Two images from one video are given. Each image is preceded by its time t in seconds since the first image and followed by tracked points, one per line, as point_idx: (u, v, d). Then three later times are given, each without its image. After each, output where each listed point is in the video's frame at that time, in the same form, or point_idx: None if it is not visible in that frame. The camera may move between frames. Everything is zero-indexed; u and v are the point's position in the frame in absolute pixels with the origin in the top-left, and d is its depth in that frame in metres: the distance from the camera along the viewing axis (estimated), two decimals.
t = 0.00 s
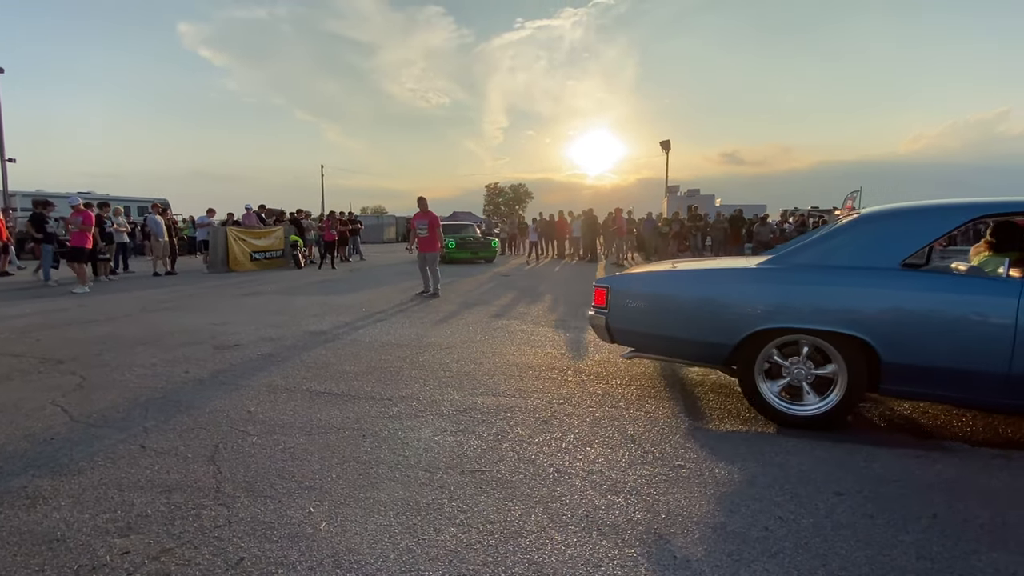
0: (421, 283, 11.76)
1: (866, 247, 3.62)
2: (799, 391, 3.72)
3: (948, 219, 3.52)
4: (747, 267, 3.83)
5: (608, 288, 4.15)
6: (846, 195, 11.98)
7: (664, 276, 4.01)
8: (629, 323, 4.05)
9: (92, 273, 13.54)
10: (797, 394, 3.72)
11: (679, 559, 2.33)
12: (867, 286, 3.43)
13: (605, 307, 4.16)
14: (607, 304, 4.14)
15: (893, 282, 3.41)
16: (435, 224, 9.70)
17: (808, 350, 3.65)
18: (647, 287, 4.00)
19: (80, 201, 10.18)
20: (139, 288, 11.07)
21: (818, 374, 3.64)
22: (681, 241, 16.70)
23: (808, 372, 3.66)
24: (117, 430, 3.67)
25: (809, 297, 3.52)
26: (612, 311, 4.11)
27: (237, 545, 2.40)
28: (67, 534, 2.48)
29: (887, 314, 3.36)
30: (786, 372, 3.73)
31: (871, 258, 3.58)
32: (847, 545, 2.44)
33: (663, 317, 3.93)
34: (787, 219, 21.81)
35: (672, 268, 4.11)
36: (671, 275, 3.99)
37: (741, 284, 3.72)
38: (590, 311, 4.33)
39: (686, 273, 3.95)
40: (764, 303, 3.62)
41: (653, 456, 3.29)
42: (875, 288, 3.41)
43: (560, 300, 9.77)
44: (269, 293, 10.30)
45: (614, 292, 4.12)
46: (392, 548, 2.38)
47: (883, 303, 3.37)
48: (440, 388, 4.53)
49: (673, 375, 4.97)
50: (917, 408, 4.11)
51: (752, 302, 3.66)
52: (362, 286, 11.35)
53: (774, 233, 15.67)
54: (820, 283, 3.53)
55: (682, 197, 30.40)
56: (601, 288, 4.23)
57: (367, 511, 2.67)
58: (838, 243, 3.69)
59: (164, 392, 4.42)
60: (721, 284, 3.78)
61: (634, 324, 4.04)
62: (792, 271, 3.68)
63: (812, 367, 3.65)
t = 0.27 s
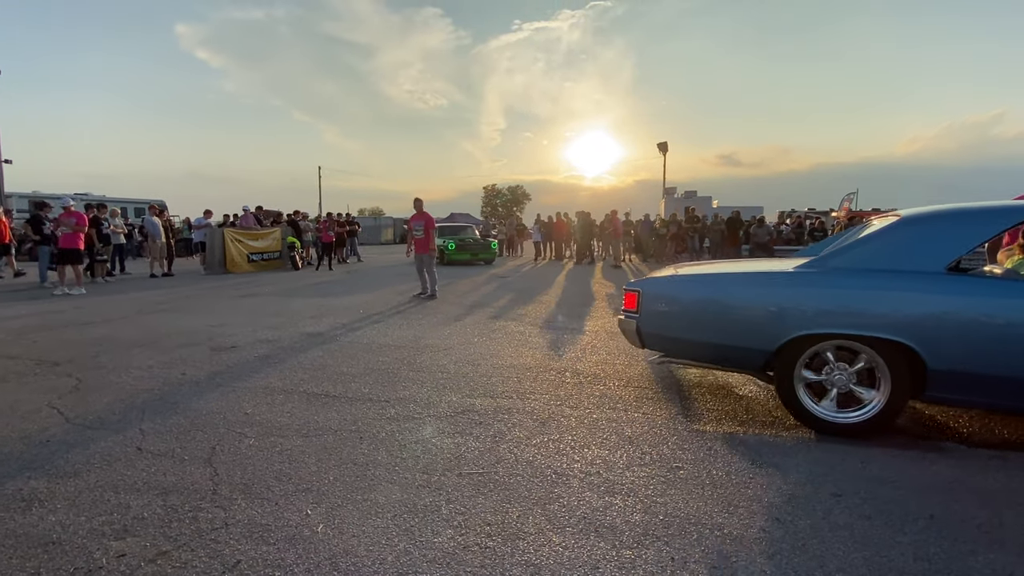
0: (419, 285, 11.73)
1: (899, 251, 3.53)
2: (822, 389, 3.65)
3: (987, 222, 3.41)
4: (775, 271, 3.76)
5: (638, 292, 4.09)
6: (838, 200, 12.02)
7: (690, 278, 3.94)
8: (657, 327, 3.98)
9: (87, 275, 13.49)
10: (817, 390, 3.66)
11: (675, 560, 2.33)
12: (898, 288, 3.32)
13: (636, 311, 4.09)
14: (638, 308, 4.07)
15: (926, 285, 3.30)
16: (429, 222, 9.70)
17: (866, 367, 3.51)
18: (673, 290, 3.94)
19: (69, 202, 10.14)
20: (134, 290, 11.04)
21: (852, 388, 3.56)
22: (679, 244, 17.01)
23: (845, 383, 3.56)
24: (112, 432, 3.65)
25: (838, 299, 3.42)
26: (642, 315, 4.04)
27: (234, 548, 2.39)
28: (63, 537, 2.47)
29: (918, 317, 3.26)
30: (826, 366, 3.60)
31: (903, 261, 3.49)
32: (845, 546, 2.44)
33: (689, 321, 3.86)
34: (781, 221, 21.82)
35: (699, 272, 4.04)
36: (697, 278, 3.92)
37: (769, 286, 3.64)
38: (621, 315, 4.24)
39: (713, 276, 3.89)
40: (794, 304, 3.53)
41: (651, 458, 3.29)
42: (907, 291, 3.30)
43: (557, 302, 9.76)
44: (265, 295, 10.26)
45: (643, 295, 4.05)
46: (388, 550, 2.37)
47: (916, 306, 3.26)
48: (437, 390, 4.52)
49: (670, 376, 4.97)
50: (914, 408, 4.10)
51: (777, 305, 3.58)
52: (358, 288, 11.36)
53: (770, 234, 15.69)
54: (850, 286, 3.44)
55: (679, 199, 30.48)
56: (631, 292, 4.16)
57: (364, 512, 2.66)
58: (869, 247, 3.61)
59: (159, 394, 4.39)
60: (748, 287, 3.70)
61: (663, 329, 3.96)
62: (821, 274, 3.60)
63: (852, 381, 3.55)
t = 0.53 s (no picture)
0: (417, 286, 11.72)
1: (919, 256, 3.52)
2: (843, 385, 3.62)
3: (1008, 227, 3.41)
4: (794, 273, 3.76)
5: (662, 294, 4.06)
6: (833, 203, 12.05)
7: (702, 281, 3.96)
8: (681, 331, 3.95)
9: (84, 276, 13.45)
10: (837, 382, 3.63)
11: (672, 562, 2.33)
12: (919, 292, 3.32)
13: (660, 314, 4.06)
14: (662, 311, 4.04)
15: (947, 288, 3.29)
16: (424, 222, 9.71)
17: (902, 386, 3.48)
18: (693, 292, 3.93)
19: (58, 202, 10.21)
20: (132, 292, 11.02)
21: (873, 397, 3.54)
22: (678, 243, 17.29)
23: (870, 389, 3.53)
24: (108, 434, 3.64)
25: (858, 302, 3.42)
26: (665, 318, 4.01)
27: (230, 550, 2.39)
28: (59, 539, 2.46)
29: (929, 321, 3.27)
30: (865, 365, 3.55)
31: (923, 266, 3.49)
32: (842, 547, 2.44)
33: (710, 324, 3.85)
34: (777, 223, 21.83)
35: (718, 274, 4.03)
36: (716, 279, 3.92)
37: (789, 289, 3.64)
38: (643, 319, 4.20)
39: (731, 278, 3.88)
40: (805, 306, 3.56)
41: (648, 459, 3.29)
42: (928, 294, 3.29)
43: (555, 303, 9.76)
44: (263, 296, 10.25)
45: (666, 298, 4.02)
46: (386, 552, 2.37)
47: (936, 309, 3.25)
48: (435, 392, 4.51)
49: (667, 378, 4.98)
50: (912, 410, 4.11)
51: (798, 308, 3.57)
52: (356, 290, 11.35)
53: (767, 236, 15.71)
54: (870, 289, 3.44)
55: (677, 200, 30.51)
56: (655, 294, 4.12)
57: (361, 515, 2.66)
58: (889, 251, 3.60)
59: (155, 396, 4.38)
60: (768, 290, 3.69)
61: (688, 334, 3.93)
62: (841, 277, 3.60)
63: (879, 390, 3.53)
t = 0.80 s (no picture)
0: (415, 288, 11.71)
1: (929, 258, 3.51)
2: (857, 381, 3.59)
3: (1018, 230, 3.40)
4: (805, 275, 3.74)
5: (674, 296, 4.02)
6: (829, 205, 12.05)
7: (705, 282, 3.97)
8: (694, 334, 3.92)
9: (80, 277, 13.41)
10: (852, 377, 3.59)
11: (670, 563, 2.33)
12: (931, 294, 3.30)
13: (673, 317, 4.02)
14: (674, 314, 4.00)
15: (958, 290, 3.28)
16: (422, 224, 9.69)
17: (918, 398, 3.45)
18: (704, 294, 3.90)
19: (49, 205, 10.33)
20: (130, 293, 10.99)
21: (884, 400, 3.52)
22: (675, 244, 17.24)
23: (884, 391, 3.50)
24: (105, 435, 3.63)
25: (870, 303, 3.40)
26: (678, 321, 3.98)
27: (228, 552, 2.38)
28: (55, 541, 2.45)
29: (932, 322, 3.26)
30: (886, 367, 3.50)
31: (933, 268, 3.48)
32: (839, 548, 2.45)
33: (720, 326, 3.82)
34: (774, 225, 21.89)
35: (728, 276, 4.00)
36: (727, 280, 3.89)
37: (801, 290, 3.61)
38: (656, 321, 4.18)
39: (742, 279, 3.85)
40: (806, 306, 3.57)
41: (646, 461, 3.29)
42: (941, 296, 3.28)
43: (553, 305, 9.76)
44: (261, 297, 10.24)
45: (678, 300, 3.99)
46: (384, 554, 2.36)
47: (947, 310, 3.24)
48: (433, 393, 4.51)
49: (665, 379, 4.98)
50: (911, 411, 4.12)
51: (808, 309, 3.56)
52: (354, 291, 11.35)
53: (764, 237, 15.73)
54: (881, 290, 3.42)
55: (675, 202, 30.56)
56: (667, 296, 4.09)
57: (359, 516, 2.66)
58: (900, 253, 3.59)
59: (152, 397, 4.37)
60: (780, 291, 3.67)
61: (702, 336, 3.90)
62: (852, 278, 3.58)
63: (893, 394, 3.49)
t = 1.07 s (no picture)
0: (413, 288, 11.69)
1: (934, 260, 3.51)
2: (865, 380, 3.57)
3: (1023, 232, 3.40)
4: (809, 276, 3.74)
5: (680, 298, 4.01)
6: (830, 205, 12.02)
7: (705, 284, 3.99)
8: (700, 336, 3.92)
9: (77, 279, 13.38)
10: (860, 375, 3.58)
11: (668, 564, 2.33)
12: (936, 295, 3.30)
13: (679, 319, 4.02)
14: (680, 316, 4.00)
15: (962, 291, 3.28)
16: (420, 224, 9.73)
17: (923, 405, 3.44)
18: (709, 295, 3.90)
19: (44, 206, 10.29)
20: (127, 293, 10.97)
21: (889, 401, 3.51)
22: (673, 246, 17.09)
23: (890, 392, 3.49)
24: (102, 437, 3.62)
25: (875, 305, 3.40)
26: (684, 323, 3.98)
27: (225, 554, 2.38)
28: (52, 543, 2.44)
29: (931, 324, 3.26)
30: (897, 369, 3.48)
31: (938, 270, 3.48)
32: (838, 549, 2.45)
33: (726, 328, 3.82)
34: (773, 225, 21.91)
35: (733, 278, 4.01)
36: (733, 282, 3.89)
37: (806, 292, 3.61)
38: (663, 323, 4.17)
39: (747, 280, 3.85)
40: (804, 307, 3.58)
41: (644, 462, 3.29)
42: (947, 297, 3.27)
43: (551, 305, 9.75)
44: (259, 298, 10.22)
45: (685, 302, 3.98)
46: (382, 556, 2.36)
47: (952, 312, 3.23)
48: (431, 395, 4.50)
49: (663, 380, 4.99)
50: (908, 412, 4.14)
51: (812, 311, 3.55)
52: (352, 292, 11.34)
53: (762, 238, 15.75)
54: (886, 291, 3.42)
55: (673, 202, 30.60)
56: (674, 299, 4.08)
57: (357, 518, 2.65)
58: (907, 255, 3.59)
59: (150, 399, 4.36)
60: (785, 293, 3.66)
61: (708, 338, 3.89)
62: (857, 280, 3.57)
63: (899, 397, 3.48)
